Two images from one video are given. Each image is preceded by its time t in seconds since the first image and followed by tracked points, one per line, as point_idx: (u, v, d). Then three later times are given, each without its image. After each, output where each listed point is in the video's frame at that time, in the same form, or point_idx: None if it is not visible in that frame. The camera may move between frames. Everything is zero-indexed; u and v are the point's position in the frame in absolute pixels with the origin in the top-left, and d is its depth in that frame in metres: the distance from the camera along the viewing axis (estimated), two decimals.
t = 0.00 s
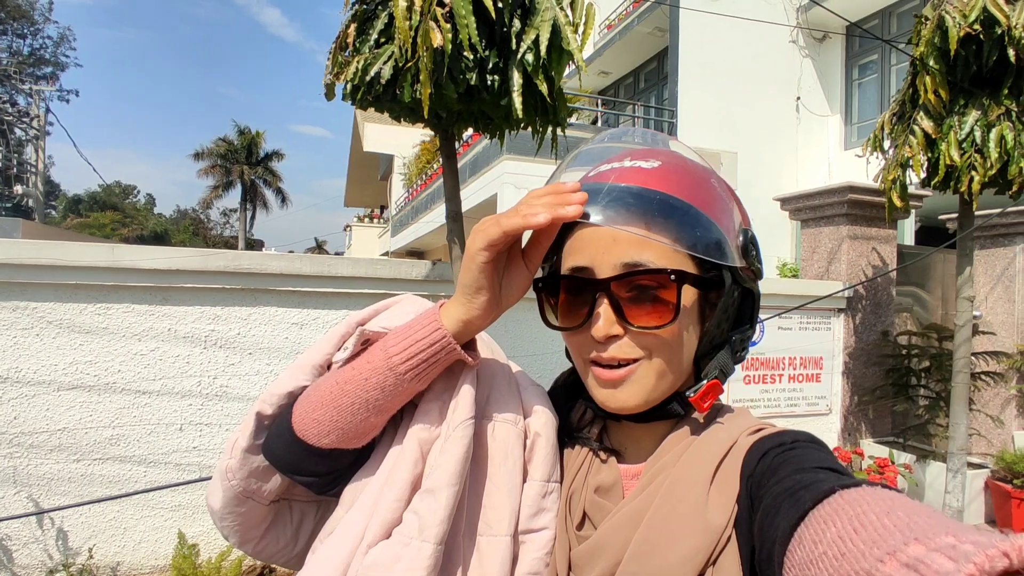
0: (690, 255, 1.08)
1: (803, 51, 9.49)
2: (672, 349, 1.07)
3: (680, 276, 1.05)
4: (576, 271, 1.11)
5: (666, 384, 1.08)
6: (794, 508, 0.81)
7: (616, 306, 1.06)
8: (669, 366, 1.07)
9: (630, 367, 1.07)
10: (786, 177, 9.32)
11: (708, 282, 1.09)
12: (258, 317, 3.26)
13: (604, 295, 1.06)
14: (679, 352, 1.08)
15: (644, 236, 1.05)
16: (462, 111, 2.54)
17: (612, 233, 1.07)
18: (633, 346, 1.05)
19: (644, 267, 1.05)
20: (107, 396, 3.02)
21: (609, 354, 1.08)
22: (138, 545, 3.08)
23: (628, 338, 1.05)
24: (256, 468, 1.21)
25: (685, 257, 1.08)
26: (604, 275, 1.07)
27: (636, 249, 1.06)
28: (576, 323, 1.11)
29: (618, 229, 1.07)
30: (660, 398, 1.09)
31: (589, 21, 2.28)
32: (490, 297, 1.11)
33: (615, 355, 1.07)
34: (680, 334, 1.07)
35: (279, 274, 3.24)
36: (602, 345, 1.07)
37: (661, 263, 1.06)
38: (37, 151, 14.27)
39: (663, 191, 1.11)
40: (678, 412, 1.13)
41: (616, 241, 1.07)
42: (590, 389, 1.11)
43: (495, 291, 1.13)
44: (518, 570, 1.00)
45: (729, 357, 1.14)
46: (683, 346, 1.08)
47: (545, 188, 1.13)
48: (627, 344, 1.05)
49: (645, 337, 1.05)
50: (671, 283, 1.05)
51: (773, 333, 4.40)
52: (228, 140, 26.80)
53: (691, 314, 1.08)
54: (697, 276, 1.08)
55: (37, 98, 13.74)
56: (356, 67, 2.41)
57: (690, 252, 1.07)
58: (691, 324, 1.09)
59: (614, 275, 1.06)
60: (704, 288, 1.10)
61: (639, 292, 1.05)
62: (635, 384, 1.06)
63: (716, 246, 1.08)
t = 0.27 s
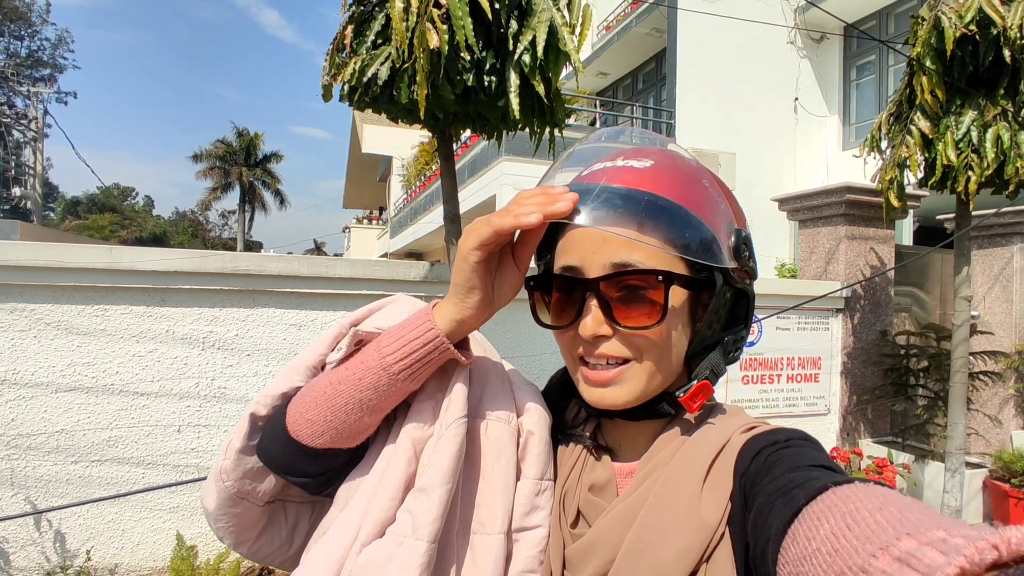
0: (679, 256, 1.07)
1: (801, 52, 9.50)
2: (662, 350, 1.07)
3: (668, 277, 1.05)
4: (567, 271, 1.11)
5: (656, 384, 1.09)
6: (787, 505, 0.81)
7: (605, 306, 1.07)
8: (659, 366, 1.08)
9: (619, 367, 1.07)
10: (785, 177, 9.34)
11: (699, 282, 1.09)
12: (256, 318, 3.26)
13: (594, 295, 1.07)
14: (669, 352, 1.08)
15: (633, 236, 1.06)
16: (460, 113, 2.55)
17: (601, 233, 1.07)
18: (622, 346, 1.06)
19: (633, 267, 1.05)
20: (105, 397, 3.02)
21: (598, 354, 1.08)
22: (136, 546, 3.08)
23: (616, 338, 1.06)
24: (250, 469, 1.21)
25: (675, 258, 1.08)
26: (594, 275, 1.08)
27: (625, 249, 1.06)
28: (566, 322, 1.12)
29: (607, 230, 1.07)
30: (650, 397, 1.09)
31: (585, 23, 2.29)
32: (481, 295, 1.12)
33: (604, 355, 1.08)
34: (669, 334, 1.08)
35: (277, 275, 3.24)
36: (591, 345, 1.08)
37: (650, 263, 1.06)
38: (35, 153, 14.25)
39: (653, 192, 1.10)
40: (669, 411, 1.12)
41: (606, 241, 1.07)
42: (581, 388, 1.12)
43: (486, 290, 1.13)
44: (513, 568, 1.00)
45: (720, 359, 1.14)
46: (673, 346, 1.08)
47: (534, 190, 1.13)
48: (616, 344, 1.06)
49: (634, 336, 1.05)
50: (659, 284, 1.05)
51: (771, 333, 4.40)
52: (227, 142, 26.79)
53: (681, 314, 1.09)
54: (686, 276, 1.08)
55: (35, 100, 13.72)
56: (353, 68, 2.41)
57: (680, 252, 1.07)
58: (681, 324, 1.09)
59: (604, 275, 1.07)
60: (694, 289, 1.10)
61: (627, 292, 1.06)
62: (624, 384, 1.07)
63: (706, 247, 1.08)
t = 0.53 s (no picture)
0: (678, 256, 1.07)
1: (801, 52, 9.50)
2: (662, 349, 1.07)
3: (666, 276, 1.04)
4: (565, 271, 1.11)
5: (656, 384, 1.08)
6: (791, 506, 0.81)
7: (605, 304, 1.06)
8: (659, 366, 1.07)
9: (620, 366, 1.07)
10: (784, 177, 9.34)
11: (698, 282, 1.08)
12: (257, 319, 3.25)
13: (594, 294, 1.07)
14: (669, 351, 1.07)
15: (631, 236, 1.05)
16: (461, 112, 2.54)
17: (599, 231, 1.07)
18: (622, 345, 1.06)
19: (633, 266, 1.05)
20: (106, 398, 3.02)
21: (599, 353, 1.08)
22: (137, 547, 3.07)
23: (617, 338, 1.06)
24: (254, 465, 1.21)
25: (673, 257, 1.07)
26: (594, 274, 1.07)
27: (624, 248, 1.06)
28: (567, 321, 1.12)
29: (606, 230, 1.06)
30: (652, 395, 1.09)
31: (586, 22, 2.29)
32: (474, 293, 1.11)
33: (604, 354, 1.08)
34: (670, 334, 1.07)
35: (277, 276, 3.23)
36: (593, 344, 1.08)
37: (649, 262, 1.05)
38: (35, 154, 14.24)
39: (652, 192, 1.10)
40: (669, 411, 1.12)
41: (605, 240, 1.07)
42: (581, 387, 1.12)
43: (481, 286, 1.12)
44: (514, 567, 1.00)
45: (719, 359, 1.13)
46: (673, 346, 1.08)
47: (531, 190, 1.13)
48: (616, 344, 1.06)
49: (634, 336, 1.05)
50: (658, 283, 1.05)
51: (772, 333, 4.39)
52: (227, 143, 26.78)
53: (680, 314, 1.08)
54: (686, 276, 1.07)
55: (34, 101, 13.71)
56: (355, 68, 2.41)
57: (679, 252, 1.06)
58: (681, 323, 1.09)
59: (604, 275, 1.07)
60: (693, 288, 1.09)
61: (627, 291, 1.06)
62: (625, 384, 1.06)
63: (704, 247, 1.08)
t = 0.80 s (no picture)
0: (670, 260, 1.05)
1: (802, 53, 9.49)
2: (657, 354, 1.06)
3: (656, 282, 1.04)
4: (564, 275, 1.12)
5: (652, 389, 1.07)
6: (803, 509, 0.80)
7: (598, 309, 1.06)
8: (654, 370, 1.06)
9: (615, 371, 1.07)
10: (786, 178, 9.33)
11: (693, 286, 1.07)
12: (260, 320, 3.25)
13: (588, 301, 1.07)
14: (665, 356, 1.07)
15: (620, 243, 1.05)
16: (464, 113, 2.54)
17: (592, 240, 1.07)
18: (617, 351, 1.05)
19: (626, 272, 1.05)
20: (108, 400, 3.01)
21: (594, 358, 1.08)
22: (139, 549, 3.06)
23: (611, 343, 1.06)
24: (263, 468, 1.20)
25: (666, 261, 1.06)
26: (591, 279, 1.08)
27: (616, 256, 1.06)
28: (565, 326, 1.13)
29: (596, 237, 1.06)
30: (647, 402, 1.08)
31: (590, 22, 2.28)
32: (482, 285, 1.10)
33: (599, 359, 1.08)
34: (666, 338, 1.06)
35: (280, 277, 3.22)
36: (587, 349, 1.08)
37: (642, 268, 1.05)
38: (35, 155, 14.23)
39: (646, 195, 1.08)
40: (671, 413, 1.09)
41: (596, 248, 1.08)
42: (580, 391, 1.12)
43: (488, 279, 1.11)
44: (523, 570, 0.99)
45: (723, 360, 1.10)
46: (669, 350, 1.07)
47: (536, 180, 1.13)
48: (610, 349, 1.06)
49: (628, 341, 1.05)
50: (649, 289, 1.04)
51: (775, 334, 4.38)
52: (227, 144, 26.77)
53: (677, 318, 1.07)
54: (679, 280, 1.06)
55: (35, 101, 13.70)
56: (358, 68, 2.41)
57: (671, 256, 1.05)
58: (678, 326, 1.07)
59: (599, 280, 1.07)
60: (689, 293, 1.08)
61: (620, 297, 1.05)
62: (620, 389, 1.06)
63: (697, 250, 1.06)
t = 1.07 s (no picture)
0: (674, 266, 1.04)
1: (803, 53, 9.48)
2: (660, 358, 1.05)
3: (659, 285, 1.03)
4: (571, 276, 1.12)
5: (655, 395, 1.06)
6: (811, 514, 0.79)
7: (602, 310, 1.06)
8: (658, 374, 1.05)
9: (617, 373, 1.06)
10: (787, 178, 9.32)
11: (698, 293, 1.06)
12: (262, 321, 3.24)
13: (593, 302, 1.07)
14: (668, 360, 1.05)
15: (624, 248, 1.04)
16: (467, 114, 2.53)
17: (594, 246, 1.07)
18: (619, 354, 1.05)
19: (629, 275, 1.04)
20: (109, 401, 3.00)
21: (597, 360, 1.07)
22: (140, 551, 3.06)
23: (613, 346, 1.05)
24: (272, 470, 1.19)
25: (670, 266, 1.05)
26: (595, 280, 1.08)
27: (620, 259, 1.05)
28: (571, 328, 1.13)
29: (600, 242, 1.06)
30: (650, 406, 1.07)
31: (594, 23, 2.27)
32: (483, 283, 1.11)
33: (601, 362, 1.07)
34: (669, 343, 1.05)
35: (282, 278, 3.22)
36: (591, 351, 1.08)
37: (646, 272, 1.04)
38: (36, 155, 14.23)
39: (651, 201, 1.07)
40: (673, 420, 1.08)
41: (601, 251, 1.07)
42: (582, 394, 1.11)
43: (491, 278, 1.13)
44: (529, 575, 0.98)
45: (729, 369, 1.08)
46: (673, 355, 1.05)
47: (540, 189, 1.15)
48: (612, 351, 1.05)
49: (630, 344, 1.04)
50: (653, 292, 1.04)
51: (777, 335, 4.38)
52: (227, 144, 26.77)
53: (680, 322, 1.05)
54: (684, 285, 1.04)
55: (36, 102, 13.70)
56: (361, 70, 2.40)
57: (674, 262, 1.04)
58: (683, 331, 1.06)
59: (603, 282, 1.07)
60: (695, 299, 1.06)
61: (623, 299, 1.05)
62: (622, 393, 1.05)
63: (702, 257, 1.04)
